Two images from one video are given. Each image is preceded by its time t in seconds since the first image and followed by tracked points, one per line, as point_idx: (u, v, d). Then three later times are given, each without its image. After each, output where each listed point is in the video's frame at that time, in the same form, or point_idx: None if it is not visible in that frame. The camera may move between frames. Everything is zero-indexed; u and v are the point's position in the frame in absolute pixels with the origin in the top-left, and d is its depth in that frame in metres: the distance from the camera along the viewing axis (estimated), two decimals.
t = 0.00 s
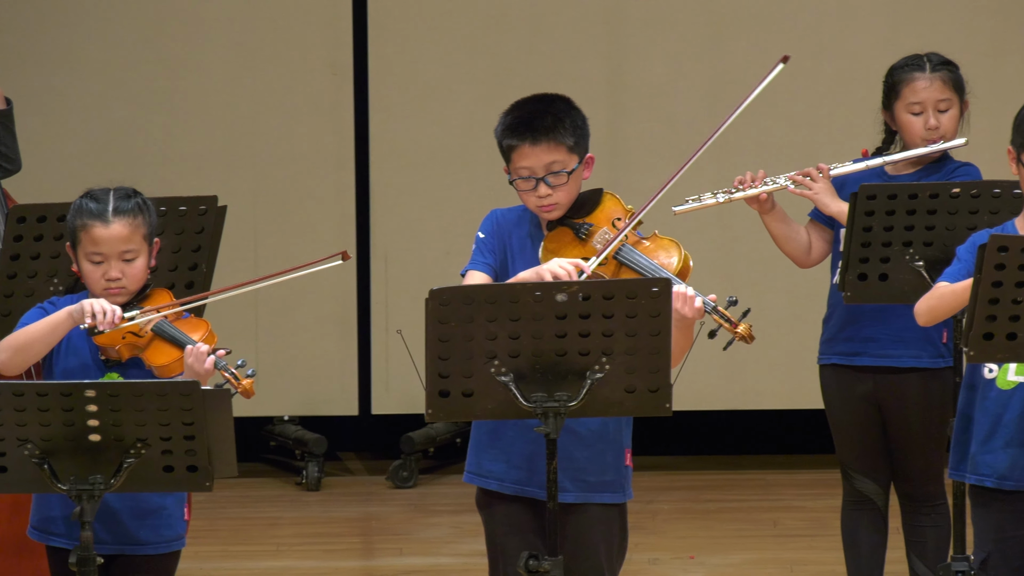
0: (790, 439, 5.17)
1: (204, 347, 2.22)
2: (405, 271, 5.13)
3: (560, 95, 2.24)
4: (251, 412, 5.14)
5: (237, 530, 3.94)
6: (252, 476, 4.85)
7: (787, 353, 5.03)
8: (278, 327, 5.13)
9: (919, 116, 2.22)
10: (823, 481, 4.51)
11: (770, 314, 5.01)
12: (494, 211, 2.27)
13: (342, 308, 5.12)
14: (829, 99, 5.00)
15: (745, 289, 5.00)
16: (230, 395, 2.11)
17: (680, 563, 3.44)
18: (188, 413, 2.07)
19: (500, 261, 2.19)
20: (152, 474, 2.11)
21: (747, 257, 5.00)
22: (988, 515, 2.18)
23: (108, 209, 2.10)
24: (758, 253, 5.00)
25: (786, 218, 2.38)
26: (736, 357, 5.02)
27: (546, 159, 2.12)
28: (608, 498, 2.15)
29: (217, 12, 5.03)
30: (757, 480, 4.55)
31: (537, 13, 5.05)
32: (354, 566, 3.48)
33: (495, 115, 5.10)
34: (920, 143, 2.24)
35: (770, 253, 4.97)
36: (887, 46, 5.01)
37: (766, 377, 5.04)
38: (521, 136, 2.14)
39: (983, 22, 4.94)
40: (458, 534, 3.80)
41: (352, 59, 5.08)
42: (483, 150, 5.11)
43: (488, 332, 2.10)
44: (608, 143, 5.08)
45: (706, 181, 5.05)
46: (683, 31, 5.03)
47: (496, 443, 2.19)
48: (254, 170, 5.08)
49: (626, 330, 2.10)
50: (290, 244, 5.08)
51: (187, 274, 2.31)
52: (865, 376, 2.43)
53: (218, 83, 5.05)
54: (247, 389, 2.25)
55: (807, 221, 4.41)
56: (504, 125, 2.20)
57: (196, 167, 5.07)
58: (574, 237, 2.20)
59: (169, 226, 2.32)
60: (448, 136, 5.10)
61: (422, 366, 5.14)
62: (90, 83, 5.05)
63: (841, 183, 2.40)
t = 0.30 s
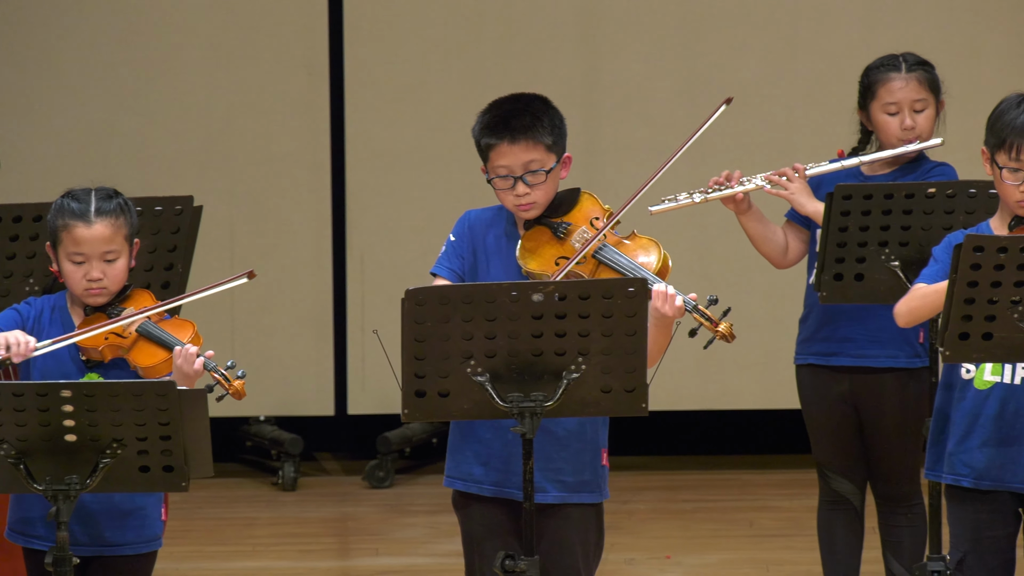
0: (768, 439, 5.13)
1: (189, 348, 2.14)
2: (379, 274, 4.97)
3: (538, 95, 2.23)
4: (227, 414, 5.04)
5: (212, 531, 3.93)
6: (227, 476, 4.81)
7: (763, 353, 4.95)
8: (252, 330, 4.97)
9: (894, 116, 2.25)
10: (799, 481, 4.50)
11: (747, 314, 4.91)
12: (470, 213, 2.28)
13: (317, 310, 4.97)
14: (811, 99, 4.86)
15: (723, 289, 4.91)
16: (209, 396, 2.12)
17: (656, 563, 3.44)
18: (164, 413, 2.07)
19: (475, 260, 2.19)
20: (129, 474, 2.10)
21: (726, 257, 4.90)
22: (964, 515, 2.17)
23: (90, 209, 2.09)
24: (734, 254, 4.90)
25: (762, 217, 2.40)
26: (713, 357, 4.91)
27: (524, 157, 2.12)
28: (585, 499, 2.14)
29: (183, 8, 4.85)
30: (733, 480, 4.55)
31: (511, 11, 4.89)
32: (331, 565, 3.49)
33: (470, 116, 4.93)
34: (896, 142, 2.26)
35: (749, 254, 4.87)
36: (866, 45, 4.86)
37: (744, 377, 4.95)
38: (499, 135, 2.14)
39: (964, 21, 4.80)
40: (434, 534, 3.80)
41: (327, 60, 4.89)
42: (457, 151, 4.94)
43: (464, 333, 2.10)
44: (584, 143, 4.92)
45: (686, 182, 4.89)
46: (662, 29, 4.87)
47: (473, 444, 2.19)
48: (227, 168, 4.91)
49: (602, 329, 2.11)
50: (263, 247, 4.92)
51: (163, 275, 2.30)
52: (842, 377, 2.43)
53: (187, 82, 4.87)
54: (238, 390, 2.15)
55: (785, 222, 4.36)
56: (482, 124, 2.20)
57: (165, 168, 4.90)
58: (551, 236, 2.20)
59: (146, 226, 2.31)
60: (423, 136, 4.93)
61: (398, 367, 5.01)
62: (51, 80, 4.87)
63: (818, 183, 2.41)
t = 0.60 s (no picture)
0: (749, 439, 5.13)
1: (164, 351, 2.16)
2: (356, 274, 4.96)
3: (515, 94, 2.23)
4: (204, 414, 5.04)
5: (188, 532, 3.92)
6: (203, 477, 4.80)
7: (740, 353, 4.95)
8: (229, 331, 4.96)
9: (871, 116, 2.26)
10: (777, 481, 4.49)
11: (723, 313, 4.91)
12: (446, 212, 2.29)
13: (294, 311, 4.96)
14: (787, 99, 4.85)
15: (698, 289, 4.90)
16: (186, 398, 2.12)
17: (634, 563, 3.44)
18: (140, 414, 2.07)
19: (452, 261, 2.21)
20: (105, 475, 2.10)
21: (702, 258, 4.90)
22: (942, 515, 2.16)
23: (66, 210, 2.09)
24: (710, 254, 4.89)
25: (740, 219, 2.42)
26: (688, 356, 4.92)
27: (500, 157, 2.13)
28: (561, 500, 2.15)
29: (159, 10, 4.85)
30: (712, 480, 4.55)
31: (487, 11, 4.88)
32: (307, 567, 3.48)
33: (447, 116, 4.92)
34: (873, 143, 2.27)
35: (726, 254, 4.87)
36: (842, 46, 4.86)
37: (721, 377, 4.94)
38: (475, 135, 2.15)
39: (941, 20, 4.80)
40: (410, 535, 3.79)
41: (304, 61, 4.89)
42: (434, 151, 4.93)
43: (441, 333, 2.10)
44: (560, 143, 4.91)
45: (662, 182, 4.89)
46: (638, 30, 4.87)
47: (449, 445, 2.18)
48: (203, 169, 4.90)
49: (579, 330, 2.11)
50: (241, 249, 4.91)
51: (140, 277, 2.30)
52: (819, 377, 2.43)
53: (164, 83, 4.87)
54: (211, 394, 2.18)
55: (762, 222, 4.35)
56: (458, 124, 2.20)
57: (142, 170, 4.89)
58: (527, 236, 2.20)
59: (122, 227, 2.32)
60: (400, 137, 4.92)
61: (374, 368, 5.00)
62: (28, 82, 4.87)
63: (795, 184, 2.41)
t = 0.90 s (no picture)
0: (725, 439, 5.12)
1: (129, 348, 2.16)
2: (331, 275, 4.95)
3: (488, 96, 2.25)
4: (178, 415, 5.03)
5: (162, 532, 3.92)
6: (177, 478, 4.79)
7: (715, 353, 4.95)
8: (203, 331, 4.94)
9: (846, 115, 2.26)
10: (752, 481, 4.49)
11: (697, 313, 4.91)
12: (419, 213, 2.29)
13: (268, 311, 4.94)
14: (760, 100, 4.86)
15: (670, 290, 4.91)
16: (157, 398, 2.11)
17: (607, 564, 3.44)
18: (114, 414, 2.06)
19: (429, 262, 2.21)
20: (78, 474, 2.09)
21: (675, 258, 4.90)
22: (917, 515, 2.15)
23: (37, 210, 2.09)
24: (683, 254, 4.90)
25: (713, 217, 2.42)
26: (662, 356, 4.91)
27: (473, 158, 2.14)
28: (535, 499, 2.15)
29: (132, 11, 4.84)
30: (687, 481, 4.55)
31: (461, 12, 4.88)
32: (281, 567, 3.48)
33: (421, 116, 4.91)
34: (848, 142, 2.27)
35: (700, 254, 4.87)
36: (816, 46, 4.86)
37: (696, 378, 4.94)
38: (447, 136, 2.16)
39: (913, 21, 4.80)
40: (384, 535, 3.79)
41: (278, 61, 4.88)
42: (408, 151, 4.92)
43: (415, 333, 2.10)
44: (533, 144, 4.91)
45: (635, 181, 4.89)
46: (611, 31, 4.87)
47: (422, 446, 2.18)
48: (177, 170, 4.89)
49: (553, 330, 2.10)
50: (217, 248, 4.91)
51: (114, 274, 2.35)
52: (793, 377, 2.43)
53: (138, 84, 4.86)
54: (176, 391, 2.22)
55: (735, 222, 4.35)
56: (430, 125, 2.21)
57: (116, 170, 4.88)
58: (500, 237, 2.21)
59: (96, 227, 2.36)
60: (374, 137, 4.91)
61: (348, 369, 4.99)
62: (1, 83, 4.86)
63: (769, 183, 2.42)
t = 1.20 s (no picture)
0: (704, 440, 5.13)
1: (107, 349, 2.15)
2: (305, 275, 4.93)
3: (465, 98, 2.24)
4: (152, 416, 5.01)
5: (137, 534, 3.91)
6: (151, 479, 4.78)
7: (692, 354, 4.95)
8: (178, 332, 4.91)
9: (823, 116, 2.26)
10: (726, 483, 4.50)
11: (672, 314, 4.91)
12: (393, 215, 2.29)
13: (241, 312, 4.92)
14: (735, 101, 4.85)
15: (645, 292, 4.91)
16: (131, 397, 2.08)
17: (582, 564, 3.45)
18: (88, 415, 2.05)
19: (399, 264, 2.21)
20: (53, 475, 2.08)
21: (649, 259, 4.90)
22: (892, 516, 2.15)
23: (15, 210, 2.08)
24: (659, 254, 4.89)
25: (688, 215, 2.41)
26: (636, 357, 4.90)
27: (449, 160, 2.13)
28: (510, 501, 2.15)
29: (104, 10, 4.81)
30: (663, 482, 4.55)
31: (435, 12, 4.87)
32: (255, 568, 3.48)
33: (396, 117, 4.90)
34: (824, 143, 2.27)
35: (674, 255, 4.87)
36: (790, 47, 4.85)
37: (673, 378, 4.94)
38: (424, 138, 2.15)
39: (887, 22, 4.80)
40: (360, 536, 3.79)
41: (252, 62, 4.86)
42: (382, 153, 4.91)
43: (390, 334, 2.10)
44: (508, 144, 4.90)
45: (610, 181, 4.89)
46: (586, 32, 4.86)
47: (398, 447, 2.18)
48: (150, 171, 4.86)
49: (528, 331, 2.11)
50: (194, 249, 4.88)
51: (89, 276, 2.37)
52: (769, 377, 2.43)
53: (111, 84, 4.83)
54: (157, 391, 2.18)
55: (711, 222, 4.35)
56: (407, 126, 2.20)
57: (91, 171, 4.85)
58: (476, 238, 2.21)
59: (70, 229, 2.37)
60: (349, 137, 4.90)
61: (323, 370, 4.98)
62: None
63: (745, 182, 2.42)
